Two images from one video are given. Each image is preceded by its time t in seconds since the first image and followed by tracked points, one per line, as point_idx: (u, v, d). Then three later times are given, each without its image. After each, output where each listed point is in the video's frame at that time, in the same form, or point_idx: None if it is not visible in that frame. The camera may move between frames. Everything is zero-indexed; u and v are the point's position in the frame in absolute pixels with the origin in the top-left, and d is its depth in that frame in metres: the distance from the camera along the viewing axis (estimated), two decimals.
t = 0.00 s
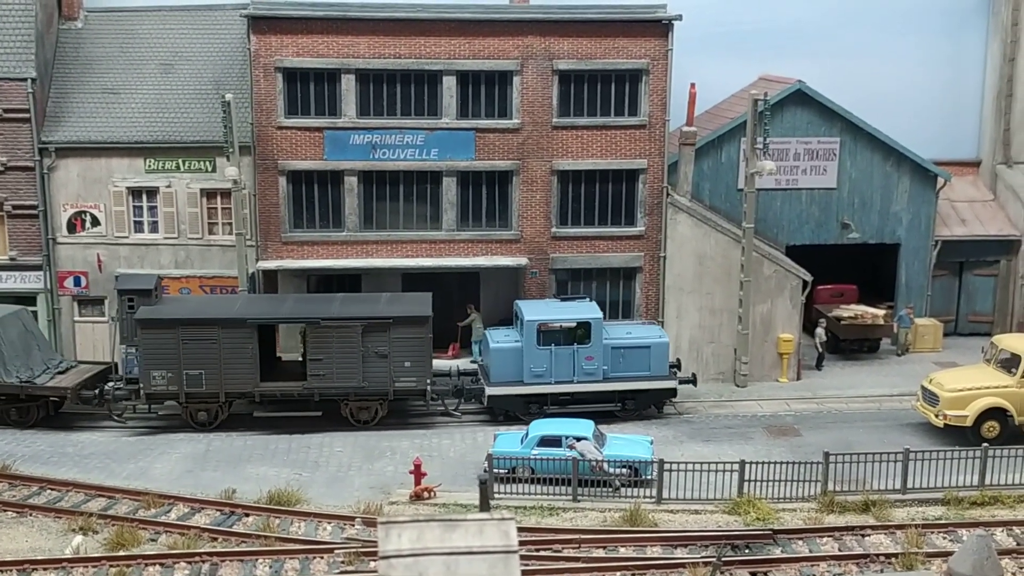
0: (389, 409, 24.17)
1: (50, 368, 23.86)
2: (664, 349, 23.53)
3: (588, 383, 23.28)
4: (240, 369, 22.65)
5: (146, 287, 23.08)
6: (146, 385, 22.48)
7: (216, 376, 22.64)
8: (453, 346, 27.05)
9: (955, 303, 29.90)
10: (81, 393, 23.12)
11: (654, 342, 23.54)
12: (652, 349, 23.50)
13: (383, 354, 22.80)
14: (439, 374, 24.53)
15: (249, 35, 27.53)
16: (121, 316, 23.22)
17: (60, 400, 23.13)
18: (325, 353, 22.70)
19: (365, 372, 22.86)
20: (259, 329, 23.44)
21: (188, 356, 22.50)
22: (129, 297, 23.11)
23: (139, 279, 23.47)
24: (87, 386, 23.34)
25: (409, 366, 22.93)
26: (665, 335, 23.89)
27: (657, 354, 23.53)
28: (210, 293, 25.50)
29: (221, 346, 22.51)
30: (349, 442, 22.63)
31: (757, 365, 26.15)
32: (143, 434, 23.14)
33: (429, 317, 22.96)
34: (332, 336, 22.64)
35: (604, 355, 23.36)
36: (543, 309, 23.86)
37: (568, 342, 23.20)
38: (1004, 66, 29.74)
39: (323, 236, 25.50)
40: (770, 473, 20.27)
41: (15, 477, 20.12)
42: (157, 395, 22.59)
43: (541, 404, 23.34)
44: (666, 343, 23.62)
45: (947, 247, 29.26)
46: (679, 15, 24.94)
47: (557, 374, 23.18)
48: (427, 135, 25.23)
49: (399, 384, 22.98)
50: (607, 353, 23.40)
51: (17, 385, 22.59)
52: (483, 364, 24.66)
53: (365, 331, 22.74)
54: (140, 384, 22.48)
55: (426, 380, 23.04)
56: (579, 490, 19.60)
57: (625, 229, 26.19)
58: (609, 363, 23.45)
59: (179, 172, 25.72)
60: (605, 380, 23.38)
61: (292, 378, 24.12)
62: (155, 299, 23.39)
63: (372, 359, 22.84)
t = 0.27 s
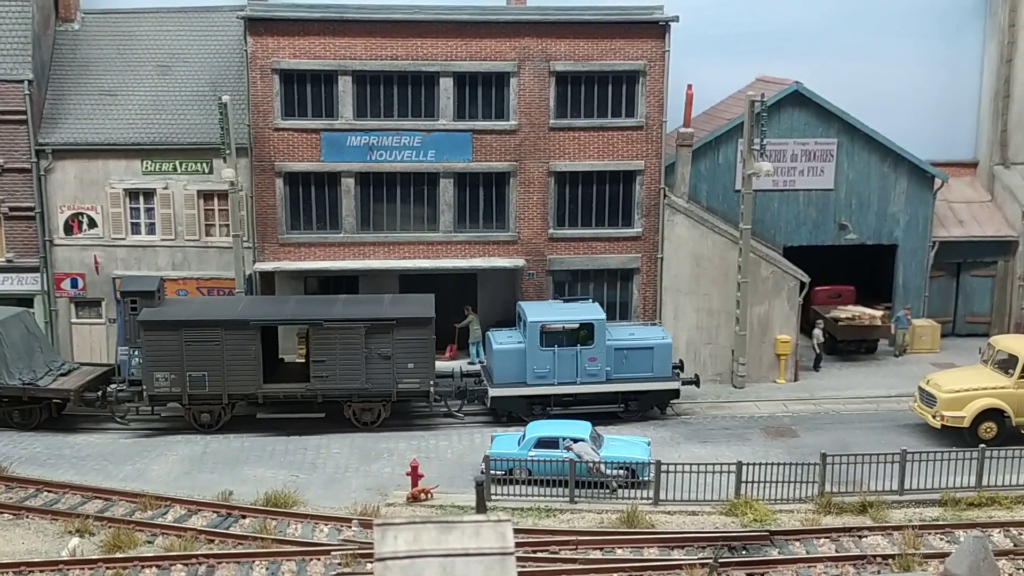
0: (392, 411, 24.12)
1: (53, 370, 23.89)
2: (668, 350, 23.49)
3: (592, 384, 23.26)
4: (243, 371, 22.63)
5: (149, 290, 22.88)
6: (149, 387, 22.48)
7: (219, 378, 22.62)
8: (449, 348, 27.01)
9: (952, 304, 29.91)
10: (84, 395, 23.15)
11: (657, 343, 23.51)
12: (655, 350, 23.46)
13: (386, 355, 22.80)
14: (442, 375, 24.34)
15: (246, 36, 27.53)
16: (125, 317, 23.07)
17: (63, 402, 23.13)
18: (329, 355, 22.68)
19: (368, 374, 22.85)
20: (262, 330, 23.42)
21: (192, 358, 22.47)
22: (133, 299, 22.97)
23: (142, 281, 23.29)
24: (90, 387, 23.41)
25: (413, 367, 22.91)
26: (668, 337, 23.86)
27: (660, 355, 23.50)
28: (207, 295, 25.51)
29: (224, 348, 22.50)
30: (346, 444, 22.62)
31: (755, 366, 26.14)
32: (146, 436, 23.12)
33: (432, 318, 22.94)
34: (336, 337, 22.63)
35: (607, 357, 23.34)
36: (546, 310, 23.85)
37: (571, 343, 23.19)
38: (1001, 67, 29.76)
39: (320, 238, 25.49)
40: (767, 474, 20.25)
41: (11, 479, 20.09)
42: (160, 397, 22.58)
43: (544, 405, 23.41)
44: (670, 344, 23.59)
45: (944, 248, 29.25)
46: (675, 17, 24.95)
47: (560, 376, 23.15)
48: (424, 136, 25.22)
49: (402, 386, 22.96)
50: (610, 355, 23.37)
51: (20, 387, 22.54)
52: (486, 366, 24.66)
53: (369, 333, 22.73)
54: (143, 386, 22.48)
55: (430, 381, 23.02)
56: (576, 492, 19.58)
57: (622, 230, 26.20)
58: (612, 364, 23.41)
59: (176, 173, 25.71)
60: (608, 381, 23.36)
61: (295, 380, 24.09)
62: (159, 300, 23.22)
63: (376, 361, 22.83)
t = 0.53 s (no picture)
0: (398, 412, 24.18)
1: (58, 372, 23.88)
2: (672, 352, 23.51)
3: (596, 385, 23.28)
4: (249, 372, 22.67)
5: (156, 291, 23.33)
6: (155, 389, 22.52)
7: (225, 380, 22.68)
8: (448, 349, 27.00)
9: (950, 304, 29.96)
10: (90, 397, 23.08)
11: (662, 344, 23.54)
12: (659, 351, 23.48)
13: (392, 357, 22.82)
14: (447, 377, 24.44)
15: (244, 38, 27.57)
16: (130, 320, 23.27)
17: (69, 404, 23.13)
18: (334, 356, 22.72)
19: (374, 375, 22.89)
20: (268, 332, 23.46)
21: (197, 359, 22.50)
22: (139, 301, 23.27)
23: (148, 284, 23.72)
24: (95, 389, 23.34)
25: (418, 368, 22.94)
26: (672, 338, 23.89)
27: (664, 356, 23.53)
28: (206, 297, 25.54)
29: (230, 350, 22.53)
30: (344, 445, 22.66)
31: (753, 367, 26.17)
32: (152, 438, 23.14)
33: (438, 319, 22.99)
34: (342, 338, 22.70)
35: (612, 357, 23.37)
36: (551, 311, 23.87)
37: (576, 344, 23.24)
38: (998, 68, 29.80)
39: (318, 239, 25.52)
40: (764, 475, 20.28)
41: (10, 480, 20.10)
42: (166, 399, 22.58)
43: (549, 406, 23.45)
44: (674, 345, 23.61)
45: (942, 249, 29.29)
46: (673, 18, 25.00)
47: (566, 376, 23.18)
48: (422, 138, 25.25)
49: (408, 387, 22.97)
50: (614, 356, 23.39)
51: (26, 389, 22.57)
52: (490, 367, 24.66)
53: (375, 334, 22.78)
54: (149, 388, 22.52)
55: (436, 383, 23.04)
56: (574, 494, 19.66)
57: (620, 232, 26.22)
58: (617, 365, 23.42)
59: (175, 175, 25.75)
60: (613, 382, 23.38)
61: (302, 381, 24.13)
62: (165, 302, 23.59)
63: (381, 362, 22.87)
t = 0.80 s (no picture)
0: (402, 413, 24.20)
1: (64, 374, 23.97)
2: (676, 353, 23.58)
3: (600, 386, 23.34)
4: (254, 375, 22.72)
5: (160, 294, 23.26)
6: (160, 391, 22.50)
7: (231, 382, 22.72)
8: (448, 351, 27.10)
9: (948, 306, 30.00)
10: (96, 399, 23.13)
11: (666, 346, 23.60)
12: (664, 353, 23.56)
13: (397, 358, 22.88)
14: (451, 378, 24.38)
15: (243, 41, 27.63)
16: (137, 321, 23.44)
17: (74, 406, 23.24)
18: (339, 358, 22.79)
19: (379, 377, 22.95)
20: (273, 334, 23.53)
21: (203, 361, 22.54)
22: (144, 303, 23.35)
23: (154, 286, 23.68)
24: (101, 391, 23.39)
25: (423, 370, 23.03)
26: (677, 339, 23.93)
27: (668, 358, 23.58)
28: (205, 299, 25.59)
29: (235, 352, 22.61)
30: (343, 447, 22.71)
31: (751, 368, 26.23)
32: (158, 440, 23.17)
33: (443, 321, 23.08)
34: (347, 340, 22.77)
35: (616, 359, 23.43)
36: (556, 313, 23.93)
37: (580, 346, 23.31)
38: (996, 70, 29.84)
39: (317, 241, 25.57)
40: (762, 476, 20.33)
41: (9, 483, 20.15)
42: (172, 401, 22.59)
43: (554, 408, 23.50)
44: (678, 347, 23.66)
45: (940, 250, 29.33)
46: (670, 21, 25.06)
47: (570, 378, 23.24)
48: (421, 140, 25.30)
49: (413, 389, 23.03)
50: (618, 357, 23.46)
51: (32, 391, 22.69)
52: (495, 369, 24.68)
53: (380, 335, 22.87)
54: (155, 390, 22.50)
55: (440, 385, 23.09)
56: (572, 495, 19.66)
57: (618, 233, 26.28)
58: (621, 366, 23.50)
59: (174, 177, 25.80)
60: (618, 384, 23.43)
61: (308, 382, 24.14)
62: (170, 304, 23.61)
63: (387, 364, 22.93)
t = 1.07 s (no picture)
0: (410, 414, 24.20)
1: (72, 375, 23.99)
2: (682, 354, 23.62)
3: (607, 387, 23.39)
4: (263, 375, 22.80)
5: (168, 294, 24.01)
6: (169, 392, 22.63)
7: (239, 383, 22.79)
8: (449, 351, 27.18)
9: (947, 306, 30.06)
10: (105, 400, 23.14)
11: (673, 347, 23.68)
12: (670, 353, 23.61)
13: (405, 359, 22.97)
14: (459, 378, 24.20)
15: (244, 42, 27.70)
16: (145, 324, 23.98)
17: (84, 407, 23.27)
18: (348, 359, 22.87)
19: (388, 377, 23.03)
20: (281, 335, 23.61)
21: (212, 362, 22.62)
22: (153, 304, 24.02)
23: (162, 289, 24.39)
24: (110, 392, 23.39)
25: (431, 370, 23.08)
26: (683, 340, 24.01)
27: (675, 358, 23.64)
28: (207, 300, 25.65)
29: (244, 353, 22.67)
30: (344, 448, 22.78)
31: (751, 369, 26.30)
32: (166, 441, 23.24)
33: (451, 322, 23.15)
34: (355, 341, 22.82)
35: (623, 360, 23.47)
36: (562, 313, 23.99)
37: (587, 347, 23.37)
38: (995, 71, 29.93)
39: (318, 243, 25.63)
40: (762, 477, 20.41)
41: (12, 483, 20.20)
42: (181, 402, 22.70)
43: (561, 408, 23.60)
44: (685, 347, 23.71)
45: (939, 251, 29.41)
46: (670, 23, 25.13)
47: (577, 378, 23.31)
48: (422, 141, 25.36)
49: (421, 389, 23.11)
50: (625, 358, 23.51)
51: (41, 392, 22.74)
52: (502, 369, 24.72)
53: (388, 336, 22.94)
54: (164, 391, 22.61)
55: (448, 385, 23.18)
56: (573, 495, 19.78)
57: (619, 235, 26.34)
58: (628, 367, 23.54)
59: (176, 179, 25.86)
60: (624, 384, 23.50)
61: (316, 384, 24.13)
62: (178, 306, 24.23)
63: (395, 365, 23.01)
